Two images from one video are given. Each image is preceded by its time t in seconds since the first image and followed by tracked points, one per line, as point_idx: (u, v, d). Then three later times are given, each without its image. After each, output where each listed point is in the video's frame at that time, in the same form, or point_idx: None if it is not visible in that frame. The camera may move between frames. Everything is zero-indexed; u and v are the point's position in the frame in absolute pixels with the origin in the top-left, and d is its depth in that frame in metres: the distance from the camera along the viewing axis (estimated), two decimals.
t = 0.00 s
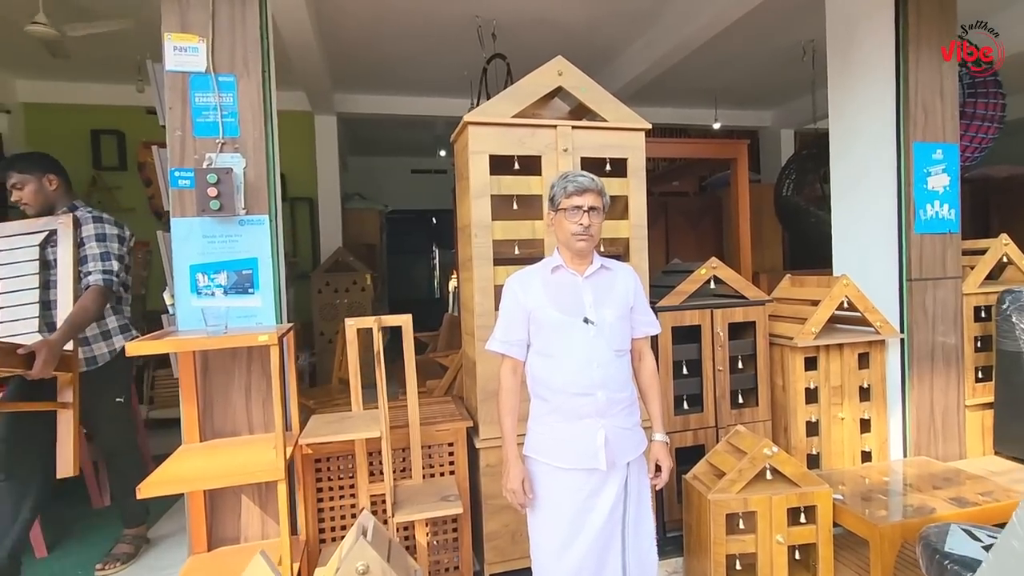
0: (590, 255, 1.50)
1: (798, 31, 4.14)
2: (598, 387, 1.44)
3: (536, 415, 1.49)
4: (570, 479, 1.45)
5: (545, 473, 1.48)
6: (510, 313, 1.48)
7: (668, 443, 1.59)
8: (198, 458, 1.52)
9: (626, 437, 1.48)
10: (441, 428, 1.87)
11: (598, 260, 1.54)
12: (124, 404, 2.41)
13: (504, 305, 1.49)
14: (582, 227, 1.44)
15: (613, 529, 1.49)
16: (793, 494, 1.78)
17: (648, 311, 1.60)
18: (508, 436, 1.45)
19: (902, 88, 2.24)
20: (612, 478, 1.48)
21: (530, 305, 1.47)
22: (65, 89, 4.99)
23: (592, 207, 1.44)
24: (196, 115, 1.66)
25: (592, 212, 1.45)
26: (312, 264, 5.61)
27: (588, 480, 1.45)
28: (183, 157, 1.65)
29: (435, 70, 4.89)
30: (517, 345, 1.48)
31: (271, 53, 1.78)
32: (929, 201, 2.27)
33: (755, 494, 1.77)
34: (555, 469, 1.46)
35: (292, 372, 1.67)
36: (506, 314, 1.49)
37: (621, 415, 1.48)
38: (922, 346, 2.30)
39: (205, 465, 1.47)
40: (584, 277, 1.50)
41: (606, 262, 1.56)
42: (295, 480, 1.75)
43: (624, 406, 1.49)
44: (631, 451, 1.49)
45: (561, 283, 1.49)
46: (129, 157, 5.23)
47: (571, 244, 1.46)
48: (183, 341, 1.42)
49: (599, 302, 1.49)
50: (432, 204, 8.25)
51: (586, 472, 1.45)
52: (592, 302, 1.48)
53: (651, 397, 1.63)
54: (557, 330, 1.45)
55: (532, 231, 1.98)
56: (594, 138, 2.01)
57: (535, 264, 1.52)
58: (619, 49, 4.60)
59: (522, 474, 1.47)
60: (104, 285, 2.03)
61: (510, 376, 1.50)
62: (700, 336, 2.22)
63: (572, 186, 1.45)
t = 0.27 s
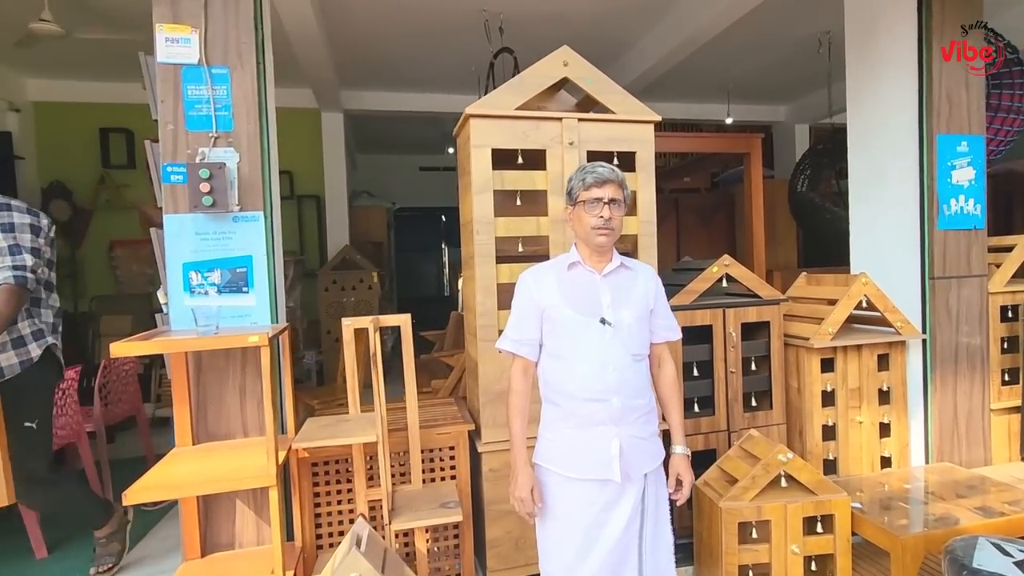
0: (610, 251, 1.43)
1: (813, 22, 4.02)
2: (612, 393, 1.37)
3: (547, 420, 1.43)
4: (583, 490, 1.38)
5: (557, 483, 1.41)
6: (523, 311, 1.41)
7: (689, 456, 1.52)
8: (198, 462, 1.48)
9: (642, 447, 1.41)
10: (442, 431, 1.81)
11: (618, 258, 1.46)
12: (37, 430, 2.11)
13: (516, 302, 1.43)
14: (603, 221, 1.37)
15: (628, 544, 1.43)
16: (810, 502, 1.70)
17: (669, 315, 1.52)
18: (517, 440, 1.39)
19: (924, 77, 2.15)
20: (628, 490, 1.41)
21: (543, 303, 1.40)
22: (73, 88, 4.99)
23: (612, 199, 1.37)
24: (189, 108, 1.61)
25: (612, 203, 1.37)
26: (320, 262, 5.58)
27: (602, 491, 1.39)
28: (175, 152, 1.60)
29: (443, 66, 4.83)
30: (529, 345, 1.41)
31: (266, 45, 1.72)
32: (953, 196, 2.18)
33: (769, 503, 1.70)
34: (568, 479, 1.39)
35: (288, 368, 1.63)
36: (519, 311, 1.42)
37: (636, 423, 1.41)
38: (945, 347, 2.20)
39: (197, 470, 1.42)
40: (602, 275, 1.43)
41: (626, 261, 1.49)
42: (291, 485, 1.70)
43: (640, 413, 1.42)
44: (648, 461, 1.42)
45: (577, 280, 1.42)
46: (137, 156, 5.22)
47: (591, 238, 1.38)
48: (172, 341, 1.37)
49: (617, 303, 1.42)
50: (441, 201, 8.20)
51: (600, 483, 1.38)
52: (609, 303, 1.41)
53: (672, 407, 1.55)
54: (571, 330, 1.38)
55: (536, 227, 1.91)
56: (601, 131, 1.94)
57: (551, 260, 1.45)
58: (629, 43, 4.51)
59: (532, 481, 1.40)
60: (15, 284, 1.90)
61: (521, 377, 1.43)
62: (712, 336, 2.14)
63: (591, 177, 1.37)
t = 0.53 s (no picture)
0: (623, 250, 1.40)
1: (817, 19, 3.98)
2: (623, 395, 1.34)
3: (554, 422, 1.40)
4: (593, 495, 1.36)
5: (566, 488, 1.38)
6: (532, 307, 1.38)
7: (699, 463, 1.49)
8: (200, 463, 1.45)
9: (651, 452, 1.39)
10: (436, 431, 1.78)
11: (631, 256, 1.43)
12: None
13: (525, 299, 1.39)
14: (615, 217, 1.34)
15: (639, 551, 1.40)
16: (810, 505, 1.67)
17: (681, 318, 1.50)
18: (524, 441, 1.36)
19: (929, 72, 2.11)
20: (639, 496, 1.38)
21: (553, 300, 1.37)
22: (74, 86, 4.99)
23: (624, 194, 1.34)
24: (179, 104, 1.59)
25: (625, 199, 1.34)
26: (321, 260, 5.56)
27: (612, 497, 1.36)
28: (166, 148, 1.59)
29: (444, 63, 4.80)
30: (537, 343, 1.38)
31: (258, 39, 1.70)
32: (958, 193, 2.13)
33: (769, 504, 1.67)
34: (578, 484, 1.36)
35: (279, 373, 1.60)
36: (528, 307, 1.39)
37: (646, 427, 1.38)
38: (950, 346, 2.16)
39: (188, 471, 1.41)
40: (615, 274, 1.40)
41: (639, 260, 1.45)
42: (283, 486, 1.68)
43: (651, 417, 1.39)
44: (658, 467, 1.39)
45: (590, 278, 1.39)
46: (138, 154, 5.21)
47: (604, 235, 1.36)
48: (158, 341, 1.35)
49: (630, 303, 1.39)
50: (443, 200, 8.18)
51: (610, 488, 1.35)
52: (622, 302, 1.38)
53: (681, 412, 1.53)
54: (582, 330, 1.35)
55: (532, 225, 1.88)
56: (599, 127, 1.91)
57: (562, 257, 1.42)
58: (631, 39, 4.47)
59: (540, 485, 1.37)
60: None
61: (529, 376, 1.40)
62: (712, 335, 2.11)
63: (602, 173, 1.35)
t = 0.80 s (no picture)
0: (630, 249, 1.42)
1: (808, 19, 4.01)
2: (625, 393, 1.36)
3: (555, 417, 1.41)
4: (592, 491, 1.37)
5: (565, 484, 1.39)
6: (538, 301, 1.39)
7: (700, 463, 1.52)
8: (205, 459, 1.47)
9: (650, 450, 1.40)
10: (427, 428, 1.80)
11: (638, 256, 1.46)
12: None
13: (530, 294, 1.41)
14: (624, 215, 1.35)
15: (634, 548, 1.41)
16: (796, 499, 1.69)
17: (682, 320, 1.54)
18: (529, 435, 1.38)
19: (915, 72, 2.13)
20: (635, 493, 1.40)
21: (559, 295, 1.38)
22: (67, 83, 4.97)
23: (634, 193, 1.35)
24: (170, 102, 1.60)
25: (634, 198, 1.36)
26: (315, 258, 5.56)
27: (610, 493, 1.37)
28: (156, 146, 1.59)
29: (438, 62, 4.80)
30: (542, 337, 1.39)
31: (248, 38, 1.71)
32: (943, 193, 2.17)
33: (755, 499, 1.69)
34: (579, 479, 1.38)
35: (271, 372, 1.60)
36: (534, 301, 1.40)
37: (646, 426, 1.40)
38: (935, 344, 2.19)
39: (177, 468, 1.42)
40: (621, 273, 1.42)
41: (645, 261, 1.48)
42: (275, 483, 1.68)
43: (650, 416, 1.40)
44: (656, 465, 1.41)
45: (596, 276, 1.41)
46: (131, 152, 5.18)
47: (611, 235, 1.37)
48: (146, 338, 1.35)
49: (635, 303, 1.41)
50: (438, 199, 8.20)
51: (608, 484, 1.37)
52: (627, 301, 1.40)
53: (680, 412, 1.56)
54: (587, 326, 1.36)
55: (523, 223, 1.90)
56: (588, 127, 1.92)
57: (568, 254, 1.43)
58: (625, 39, 4.49)
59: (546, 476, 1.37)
60: None
61: (533, 371, 1.42)
62: (701, 333, 2.13)
63: (612, 171, 1.36)
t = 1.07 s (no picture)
0: (627, 250, 1.48)
1: (792, 24, 4.10)
2: (621, 386, 1.41)
3: (552, 408, 1.46)
4: (585, 480, 1.42)
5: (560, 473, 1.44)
6: (538, 296, 1.43)
7: (692, 456, 1.59)
8: (208, 452, 1.50)
9: (641, 442, 1.46)
10: (421, 423, 1.84)
11: (634, 258, 1.52)
12: None
13: (529, 288, 1.45)
14: (625, 219, 1.41)
15: (623, 535, 1.47)
16: (776, 489, 1.76)
17: (673, 320, 1.60)
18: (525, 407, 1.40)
19: (892, 78, 2.20)
20: (626, 482, 1.45)
21: (559, 291, 1.43)
22: (55, 81, 4.94)
23: (634, 198, 1.41)
24: (167, 104, 1.63)
25: (635, 202, 1.41)
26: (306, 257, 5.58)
27: (603, 481, 1.43)
28: (154, 147, 1.62)
29: (429, 62, 4.84)
30: (538, 330, 1.44)
31: (244, 40, 1.74)
32: (918, 196, 2.24)
33: (737, 490, 1.75)
34: (574, 468, 1.43)
35: (266, 366, 1.63)
36: (534, 295, 1.44)
37: (639, 419, 1.46)
38: (910, 341, 2.28)
39: (176, 461, 1.45)
40: (619, 272, 1.48)
41: (640, 262, 1.55)
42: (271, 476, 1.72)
43: (642, 409, 1.46)
44: (646, 456, 1.47)
45: (596, 274, 1.46)
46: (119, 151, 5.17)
47: (611, 237, 1.43)
48: (147, 335, 1.39)
49: (631, 301, 1.48)
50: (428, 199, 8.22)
51: (601, 473, 1.42)
52: (624, 299, 1.46)
53: (672, 409, 1.60)
54: (586, 321, 1.42)
55: (513, 223, 1.95)
56: (577, 130, 1.98)
57: (569, 252, 1.49)
58: (613, 41, 4.56)
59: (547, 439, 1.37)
60: None
61: (522, 358, 1.46)
62: (686, 330, 2.19)
63: (615, 176, 1.41)
